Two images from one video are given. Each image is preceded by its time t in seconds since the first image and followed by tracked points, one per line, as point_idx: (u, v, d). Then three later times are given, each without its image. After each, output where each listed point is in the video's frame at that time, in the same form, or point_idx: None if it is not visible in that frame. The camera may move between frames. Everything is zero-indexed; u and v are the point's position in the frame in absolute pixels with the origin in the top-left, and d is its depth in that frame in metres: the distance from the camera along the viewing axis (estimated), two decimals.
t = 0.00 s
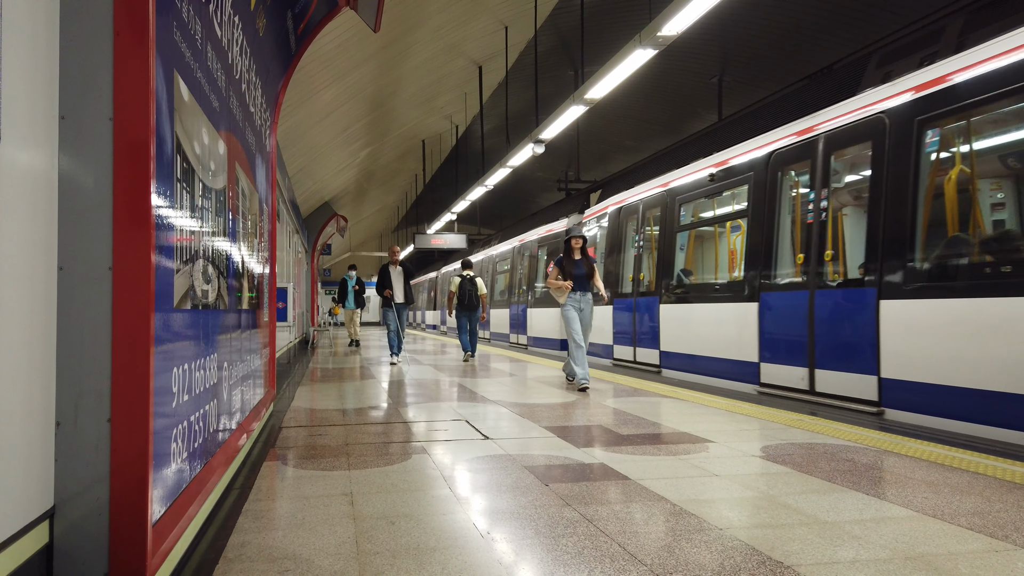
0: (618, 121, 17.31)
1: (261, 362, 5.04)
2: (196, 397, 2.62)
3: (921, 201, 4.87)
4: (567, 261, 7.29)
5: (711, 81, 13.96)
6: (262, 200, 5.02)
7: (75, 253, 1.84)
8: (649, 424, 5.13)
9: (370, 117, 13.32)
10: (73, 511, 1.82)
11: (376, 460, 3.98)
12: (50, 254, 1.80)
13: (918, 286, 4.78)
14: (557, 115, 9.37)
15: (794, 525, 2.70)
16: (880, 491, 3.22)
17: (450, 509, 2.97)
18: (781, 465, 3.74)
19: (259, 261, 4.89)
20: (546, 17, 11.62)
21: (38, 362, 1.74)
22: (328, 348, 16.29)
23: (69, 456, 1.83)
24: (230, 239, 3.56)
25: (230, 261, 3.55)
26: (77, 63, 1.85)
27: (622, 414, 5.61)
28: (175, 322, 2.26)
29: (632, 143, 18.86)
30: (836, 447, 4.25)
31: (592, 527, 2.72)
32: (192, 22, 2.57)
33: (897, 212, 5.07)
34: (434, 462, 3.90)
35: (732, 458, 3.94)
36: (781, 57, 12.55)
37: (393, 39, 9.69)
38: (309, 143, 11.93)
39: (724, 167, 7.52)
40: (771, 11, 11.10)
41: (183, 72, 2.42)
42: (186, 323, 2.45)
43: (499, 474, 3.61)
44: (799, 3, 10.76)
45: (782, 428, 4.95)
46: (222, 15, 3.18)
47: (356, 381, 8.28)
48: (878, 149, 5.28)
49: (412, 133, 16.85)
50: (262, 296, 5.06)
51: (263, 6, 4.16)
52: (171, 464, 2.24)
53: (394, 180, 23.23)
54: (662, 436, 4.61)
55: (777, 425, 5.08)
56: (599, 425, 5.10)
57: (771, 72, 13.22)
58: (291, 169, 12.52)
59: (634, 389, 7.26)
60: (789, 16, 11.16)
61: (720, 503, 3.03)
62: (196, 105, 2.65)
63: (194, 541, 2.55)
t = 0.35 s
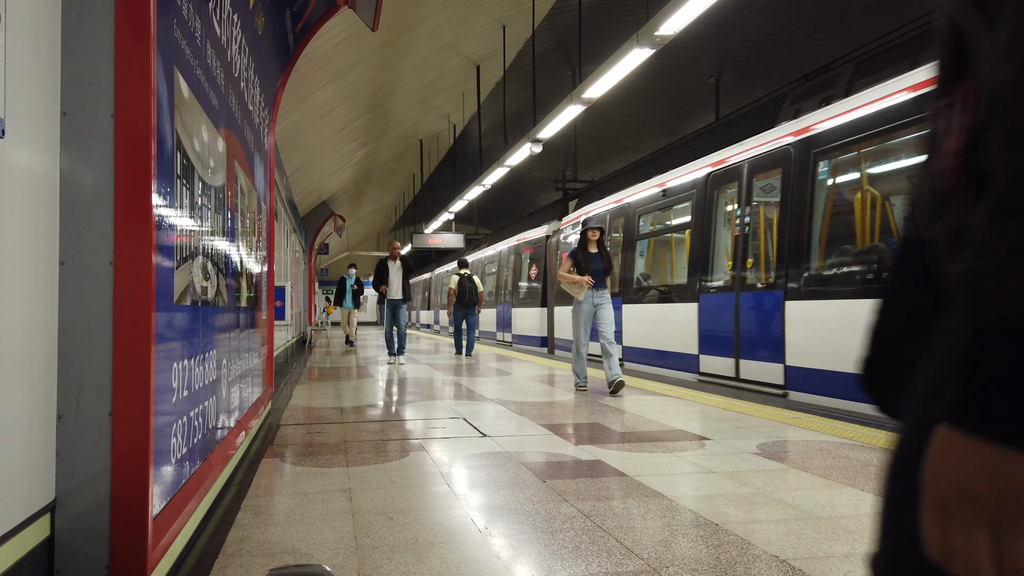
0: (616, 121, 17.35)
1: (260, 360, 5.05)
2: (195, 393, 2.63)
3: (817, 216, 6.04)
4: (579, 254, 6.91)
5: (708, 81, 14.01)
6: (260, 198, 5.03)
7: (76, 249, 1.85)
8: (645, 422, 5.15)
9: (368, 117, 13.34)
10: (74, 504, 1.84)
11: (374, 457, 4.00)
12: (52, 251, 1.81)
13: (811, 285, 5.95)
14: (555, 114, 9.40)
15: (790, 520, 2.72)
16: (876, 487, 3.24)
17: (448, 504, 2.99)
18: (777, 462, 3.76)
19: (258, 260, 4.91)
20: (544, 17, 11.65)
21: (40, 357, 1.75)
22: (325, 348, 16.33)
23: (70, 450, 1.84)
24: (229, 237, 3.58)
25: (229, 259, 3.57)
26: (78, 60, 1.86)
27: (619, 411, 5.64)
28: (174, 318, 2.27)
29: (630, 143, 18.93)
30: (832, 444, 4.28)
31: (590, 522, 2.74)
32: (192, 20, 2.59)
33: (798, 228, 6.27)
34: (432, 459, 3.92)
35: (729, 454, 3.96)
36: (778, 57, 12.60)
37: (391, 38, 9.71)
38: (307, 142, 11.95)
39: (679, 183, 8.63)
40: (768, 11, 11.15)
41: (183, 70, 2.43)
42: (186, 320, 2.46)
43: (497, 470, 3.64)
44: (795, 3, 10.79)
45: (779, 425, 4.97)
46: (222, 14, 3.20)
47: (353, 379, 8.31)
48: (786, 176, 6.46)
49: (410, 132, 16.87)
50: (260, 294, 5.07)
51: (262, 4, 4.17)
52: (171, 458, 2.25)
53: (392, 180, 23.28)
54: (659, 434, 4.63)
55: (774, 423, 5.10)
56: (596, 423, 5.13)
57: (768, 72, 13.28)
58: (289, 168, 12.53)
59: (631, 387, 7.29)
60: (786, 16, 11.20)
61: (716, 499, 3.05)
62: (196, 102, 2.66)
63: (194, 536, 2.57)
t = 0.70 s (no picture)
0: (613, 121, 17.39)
1: (255, 360, 5.05)
2: (191, 393, 2.64)
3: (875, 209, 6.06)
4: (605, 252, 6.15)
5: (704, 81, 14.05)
6: (256, 199, 5.03)
7: (73, 250, 1.86)
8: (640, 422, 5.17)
9: (364, 117, 13.35)
10: (71, 503, 1.84)
11: (370, 456, 4.02)
12: (49, 251, 1.82)
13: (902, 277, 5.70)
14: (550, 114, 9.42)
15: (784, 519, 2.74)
16: (869, 486, 3.27)
17: (444, 504, 3.01)
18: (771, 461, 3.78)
19: (253, 260, 4.90)
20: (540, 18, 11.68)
21: (37, 357, 1.76)
22: (321, 348, 16.32)
23: (66, 451, 1.85)
24: (225, 238, 3.59)
25: (225, 260, 3.57)
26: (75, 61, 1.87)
27: (614, 411, 5.65)
28: (170, 320, 2.28)
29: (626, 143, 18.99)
30: (826, 443, 4.30)
31: (584, 521, 2.75)
32: (188, 21, 2.59)
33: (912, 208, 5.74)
34: (428, 458, 3.94)
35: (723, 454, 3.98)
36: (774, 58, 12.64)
37: (387, 38, 9.72)
38: (302, 142, 11.95)
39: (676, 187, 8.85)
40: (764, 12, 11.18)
41: (179, 70, 2.44)
42: (182, 320, 2.47)
43: (493, 470, 3.65)
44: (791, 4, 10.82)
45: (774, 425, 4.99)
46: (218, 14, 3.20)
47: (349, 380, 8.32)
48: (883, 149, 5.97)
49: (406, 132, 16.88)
50: (256, 295, 5.07)
51: (258, 4, 4.18)
52: (167, 458, 2.26)
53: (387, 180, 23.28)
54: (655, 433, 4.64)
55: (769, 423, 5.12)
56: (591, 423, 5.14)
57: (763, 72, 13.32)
58: (284, 169, 12.53)
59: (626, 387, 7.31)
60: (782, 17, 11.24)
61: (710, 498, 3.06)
62: (192, 103, 2.67)
63: (190, 536, 2.57)
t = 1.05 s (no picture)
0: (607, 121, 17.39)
1: (249, 361, 5.04)
2: (184, 393, 2.64)
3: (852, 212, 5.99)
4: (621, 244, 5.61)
5: (699, 82, 14.07)
6: (249, 198, 5.02)
7: (65, 249, 1.86)
8: (635, 421, 5.17)
9: (358, 116, 13.34)
10: (64, 503, 1.84)
11: (364, 456, 4.01)
12: (42, 250, 1.82)
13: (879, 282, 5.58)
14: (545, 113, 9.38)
15: (775, 517, 2.75)
16: (860, 484, 3.29)
17: (438, 503, 3.01)
18: (764, 460, 3.80)
19: (247, 261, 4.89)
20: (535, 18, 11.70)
21: (30, 355, 1.76)
22: (316, 348, 16.25)
23: (59, 451, 1.84)
24: (218, 236, 3.57)
25: (218, 259, 3.57)
26: (68, 60, 1.87)
27: (608, 411, 5.65)
28: (164, 320, 2.28)
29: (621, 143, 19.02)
30: (818, 442, 4.32)
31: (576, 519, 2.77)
32: (181, 20, 2.59)
33: (885, 212, 5.62)
34: (422, 458, 3.93)
35: (716, 453, 3.99)
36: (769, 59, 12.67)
37: (382, 36, 9.72)
38: (296, 141, 11.91)
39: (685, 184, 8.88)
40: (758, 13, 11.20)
41: (173, 70, 2.44)
42: (176, 319, 2.48)
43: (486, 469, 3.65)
44: (784, 6, 10.84)
45: (768, 424, 5.00)
46: (211, 14, 3.19)
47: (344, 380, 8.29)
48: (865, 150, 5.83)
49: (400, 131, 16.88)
50: (249, 295, 5.05)
51: (251, 4, 4.18)
52: (160, 458, 2.26)
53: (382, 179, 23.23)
54: (649, 433, 4.65)
55: (763, 422, 5.13)
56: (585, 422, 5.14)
57: (757, 72, 13.35)
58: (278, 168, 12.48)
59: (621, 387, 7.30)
60: (776, 18, 11.26)
61: (702, 496, 3.07)
62: (185, 102, 2.67)
63: (183, 535, 2.57)
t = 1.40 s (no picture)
0: (600, 120, 17.41)
1: (241, 360, 5.03)
2: (176, 392, 2.64)
3: (775, 223, 6.67)
4: (645, 238, 5.17)
5: (691, 81, 14.10)
6: (241, 197, 5.00)
7: (56, 248, 1.85)
8: (629, 420, 5.18)
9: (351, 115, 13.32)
10: (54, 504, 1.83)
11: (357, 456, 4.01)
12: (33, 249, 1.80)
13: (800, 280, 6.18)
14: (539, 113, 9.36)
15: (767, 516, 2.76)
16: (852, 483, 3.29)
17: (431, 502, 3.01)
18: (756, 459, 3.81)
19: (239, 260, 4.88)
20: (528, 17, 11.71)
21: (21, 354, 1.75)
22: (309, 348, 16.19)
23: (49, 451, 1.83)
24: (210, 235, 3.56)
25: (210, 258, 3.56)
26: (59, 58, 1.86)
27: (602, 410, 5.65)
28: (155, 319, 2.28)
29: (614, 143, 19.03)
30: (811, 441, 4.33)
31: (570, 518, 2.77)
32: (173, 19, 2.59)
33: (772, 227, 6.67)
34: (416, 458, 3.93)
35: (709, 452, 4.00)
36: (761, 59, 12.71)
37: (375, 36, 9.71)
38: (290, 140, 11.88)
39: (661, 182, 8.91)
40: (750, 12, 11.23)
41: (165, 68, 2.44)
42: (168, 319, 2.48)
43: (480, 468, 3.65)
44: (776, 5, 10.87)
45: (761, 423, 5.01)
46: (203, 13, 3.18)
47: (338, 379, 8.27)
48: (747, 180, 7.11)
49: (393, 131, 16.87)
50: (242, 294, 5.03)
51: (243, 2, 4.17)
52: (152, 458, 2.26)
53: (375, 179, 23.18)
54: (644, 432, 4.66)
55: (756, 421, 5.14)
56: (579, 422, 5.14)
57: (749, 72, 13.39)
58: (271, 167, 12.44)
59: (616, 386, 7.30)
60: (768, 18, 11.29)
61: (694, 495, 3.08)
62: (177, 101, 2.66)
63: (175, 535, 2.56)
